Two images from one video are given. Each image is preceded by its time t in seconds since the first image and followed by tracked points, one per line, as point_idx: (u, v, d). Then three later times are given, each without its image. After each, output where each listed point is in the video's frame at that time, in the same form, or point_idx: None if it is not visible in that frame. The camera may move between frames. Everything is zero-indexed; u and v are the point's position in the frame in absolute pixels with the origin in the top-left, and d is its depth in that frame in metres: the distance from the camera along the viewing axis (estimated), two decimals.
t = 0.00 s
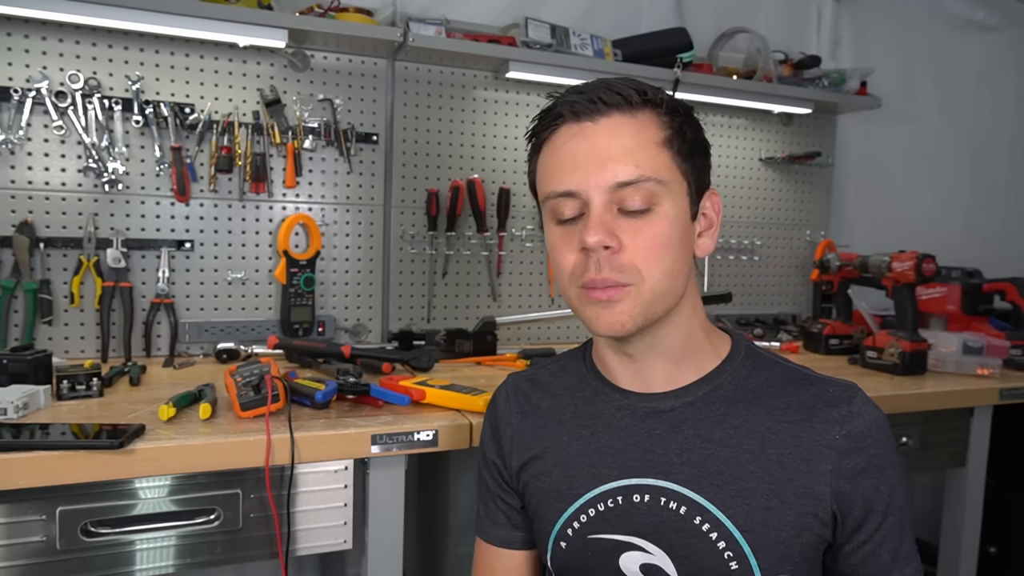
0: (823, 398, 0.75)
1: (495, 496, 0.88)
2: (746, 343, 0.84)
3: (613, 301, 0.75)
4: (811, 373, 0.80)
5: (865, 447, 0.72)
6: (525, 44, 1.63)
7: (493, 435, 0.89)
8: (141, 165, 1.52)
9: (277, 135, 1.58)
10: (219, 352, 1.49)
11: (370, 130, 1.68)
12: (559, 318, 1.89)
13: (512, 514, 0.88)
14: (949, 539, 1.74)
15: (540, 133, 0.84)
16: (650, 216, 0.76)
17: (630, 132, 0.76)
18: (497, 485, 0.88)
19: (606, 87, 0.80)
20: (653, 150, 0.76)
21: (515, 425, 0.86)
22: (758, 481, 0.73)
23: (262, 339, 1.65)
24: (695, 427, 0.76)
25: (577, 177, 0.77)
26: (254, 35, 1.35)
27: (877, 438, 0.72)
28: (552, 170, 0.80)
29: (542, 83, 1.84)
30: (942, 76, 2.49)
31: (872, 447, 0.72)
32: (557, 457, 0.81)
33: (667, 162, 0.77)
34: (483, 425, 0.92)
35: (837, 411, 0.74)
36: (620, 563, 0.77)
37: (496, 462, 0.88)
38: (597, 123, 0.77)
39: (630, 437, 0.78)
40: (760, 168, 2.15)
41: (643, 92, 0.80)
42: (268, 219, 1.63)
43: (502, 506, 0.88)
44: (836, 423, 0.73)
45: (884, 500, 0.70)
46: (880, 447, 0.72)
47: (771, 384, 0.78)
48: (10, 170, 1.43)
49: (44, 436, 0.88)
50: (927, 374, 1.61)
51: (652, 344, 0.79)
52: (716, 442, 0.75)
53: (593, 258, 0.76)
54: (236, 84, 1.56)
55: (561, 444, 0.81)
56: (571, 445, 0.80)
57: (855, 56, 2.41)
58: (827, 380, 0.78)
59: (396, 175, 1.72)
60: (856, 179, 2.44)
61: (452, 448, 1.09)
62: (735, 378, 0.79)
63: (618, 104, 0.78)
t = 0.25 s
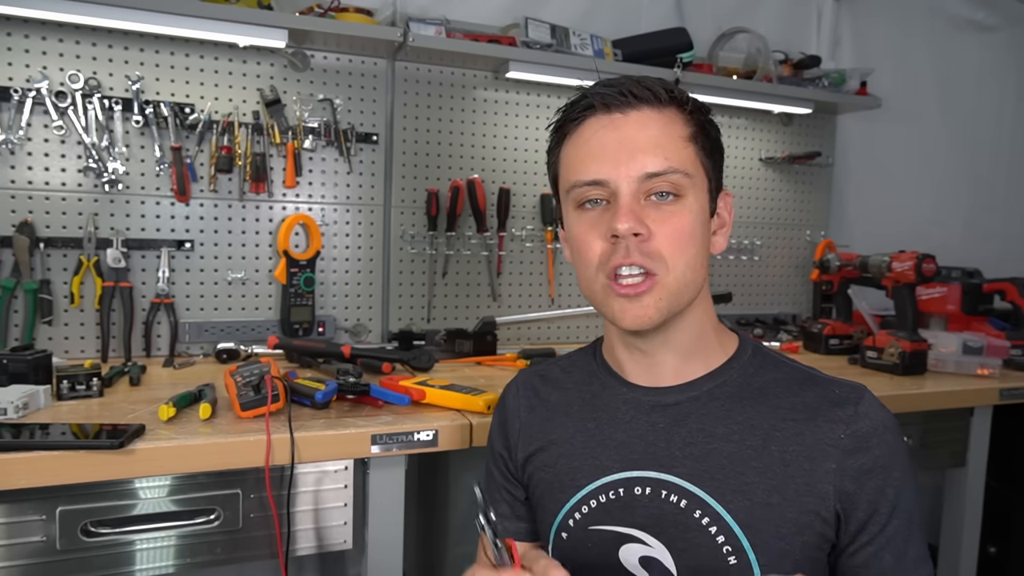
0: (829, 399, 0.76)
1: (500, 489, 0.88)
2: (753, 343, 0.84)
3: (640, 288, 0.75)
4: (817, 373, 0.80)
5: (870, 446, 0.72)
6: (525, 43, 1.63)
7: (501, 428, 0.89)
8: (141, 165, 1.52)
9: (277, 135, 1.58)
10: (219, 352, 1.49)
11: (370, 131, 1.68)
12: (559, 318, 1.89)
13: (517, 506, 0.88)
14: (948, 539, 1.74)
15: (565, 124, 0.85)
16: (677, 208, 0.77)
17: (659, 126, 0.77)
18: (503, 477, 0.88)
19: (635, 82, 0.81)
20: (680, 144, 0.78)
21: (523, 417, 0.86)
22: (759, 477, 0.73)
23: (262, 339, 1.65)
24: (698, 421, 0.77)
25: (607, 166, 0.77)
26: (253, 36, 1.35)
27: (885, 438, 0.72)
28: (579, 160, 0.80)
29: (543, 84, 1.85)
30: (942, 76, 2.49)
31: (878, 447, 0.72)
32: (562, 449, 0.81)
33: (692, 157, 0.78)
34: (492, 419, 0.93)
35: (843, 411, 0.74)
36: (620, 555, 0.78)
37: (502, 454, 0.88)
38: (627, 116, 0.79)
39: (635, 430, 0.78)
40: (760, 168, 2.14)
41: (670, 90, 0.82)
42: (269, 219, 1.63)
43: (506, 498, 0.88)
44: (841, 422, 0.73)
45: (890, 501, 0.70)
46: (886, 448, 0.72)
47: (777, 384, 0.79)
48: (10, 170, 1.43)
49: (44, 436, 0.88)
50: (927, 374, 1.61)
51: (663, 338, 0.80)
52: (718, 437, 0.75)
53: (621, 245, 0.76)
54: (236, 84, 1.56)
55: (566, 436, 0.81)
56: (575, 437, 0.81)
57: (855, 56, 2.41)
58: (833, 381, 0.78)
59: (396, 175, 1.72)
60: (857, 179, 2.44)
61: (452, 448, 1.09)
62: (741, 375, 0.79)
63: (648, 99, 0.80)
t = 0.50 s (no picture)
0: (842, 407, 0.74)
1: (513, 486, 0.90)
2: (768, 347, 0.82)
3: (644, 297, 0.74)
4: (834, 382, 0.78)
5: (884, 458, 0.70)
6: (525, 43, 1.63)
7: (517, 426, 0.92)
8: (141, 165, 1.52)
9: (277, 135, 1.58)
10: (218, 352, 1.49)
11: (370, 130, 1.68)
12: (559, 318, 1.89)
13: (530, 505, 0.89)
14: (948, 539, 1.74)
15: (568, 128, 0.83)
16: (683, 214, 0.75)
17: (665, 130, 0.75)
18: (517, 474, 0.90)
19: (639, 84, 0.79)
20: (686, 148, 0.75)
21: (537, 416, 0.88)
22: (764, 485, 0.71)
23: (262, 339, 1.65)
24: (704, 426, 0.75)
25: (611, 172, 0.75)
26: (254, 35, 1.35)
27: (900, 450, 0.70)
28: (583, 165, 0.78)
29: (543, 84, 1.85)
30: (942, 76, 2.49)
31: (892, 459, 0.69)
32: (570, 449, 0.82)
33: (699, 161, 0.76)
34: (509, 419, 0.95)
35: (857, 421, 0.72)
36: (622, 557, 0.78)
37: (517, 452, 0.90)
38: (631, 120, 0.77)
39: (641, 432, 0.78)
40: (760, 168, 2.14)
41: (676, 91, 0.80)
42: (268, 219, 1.63)
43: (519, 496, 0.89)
44: (854, 431, 0.71)
45: (902, 514, 0.68)
46: (901, 460, 0.69)
47: (789, 391, 0.77)
48: (10, 170, 1.43)
49: (44, 436, 0.88)
50: (927, 374, 1.61)
51: (672, 342, 0.78)
52: (725, 443, 0.74)
53: (626, 254, 0.74)
54: (236, 84, 1.56)
55: (576, 436, 0.82)
56: (585, 437, 0.81)
57: (855, 56, 2.41)
58: (848, 390, 0.76)
59: (396, 175, 1.72)
60: (856, 179, 2.44)
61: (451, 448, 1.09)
62: (752, 380, 0.78)
63: (653, 102, 0.77)
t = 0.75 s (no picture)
0: (856, 418, 0.71)
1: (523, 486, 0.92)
2: (781, 352, 0.80)
3: (637, 306, 0.73)
4: (850, 390, 0.75)
5: (898, 472, 0.67)
6: (525, 43, 1.63)
7: (528, 427, 0.93)
8: (141, 165, 1.52)
9: (277, 135, 1.58)
10: (219, 352, 1.49)
11: (370, 131, 1.68)
12: (559, 318, 1.89)
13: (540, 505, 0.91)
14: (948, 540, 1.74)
15: (561, 136, 0.82)
16: (675, 220, 0.73)
17: (654, 134, 0.74)
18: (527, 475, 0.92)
19: (628, 87, 0.78)
20: (677, 151, 0.74)
21: (547, 418, 0.90)
22: (768, 497, 0.69)
23: (262, 339, 1.65)
24: (709, 434, 0.74)
25: (599, 180, 0.74)
26: (254, 35, 1.35)
27: (916, 465, 0.67)
28: (573, 174, 0.78)
29: (543, 84, 1.85)
30: (941, 76, 2.49)
31: (907, 474, 0.67)
32: (577, 452, 0.83)
33: (692, 164, 0.74)
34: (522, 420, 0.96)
35: (871, 432, 0.69)
36: (625, 563, 0.78)
37: (527, 453, 0.92)
38: (619, 126, 0.75)
39: (646, 439, 0.78)
40: (760, 168, 2.14)
41: (666, 91, 0.78)
42: (268, 219, 1.63)
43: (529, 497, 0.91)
44: (867, 443, 0.69)
45: (916, 532, 0.65)
46: (917, 475, 0.67)
47: (801, 399, 0.74)
48: (10, 170, 1.43)
49: (44, 436, 0.88)
50: (928, 374, 1.61)
51: (676, 349, 0.77)
52: (729, 453, 0.73)
53: (616, 265, 0.73)
54: (236, 84, 1.56)
55: (583, 439, 0.83)
56: (591, 441, 0.82)
57: (855, 56, 2.41)
58: (863, 398, 0.74)
59: (396, 175, 1.72)
60: (856, 179, 2.44)
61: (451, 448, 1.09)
62: (762, 388, 0.76)
63: (641, 105, 0.76)
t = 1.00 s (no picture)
0: (862, 429, 0.70)
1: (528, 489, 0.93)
2: (785, 358, 0.79)
3: (623, 316, 0.72)
4: (857, 398, 0.73)
5: (904, 487, 0.66)
6: (525, 44, 1.63)
7: (534, 430, 0.94)
8: (141, 165, 1.52)
9: (277, 135, 1.58)
10: (218, 352, 1.49)
11: (370, 130, 1.68)
12: (559, 318, 1.89)
13: (543, 509, 0.91)
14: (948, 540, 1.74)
15: (552, 141, 0.82)
16: (663, 227, 0.72)
17: (640, 138, 0.73)
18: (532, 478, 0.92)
19: (615, 89, 0.78)
20: (664, 155, 0.73)
21: (552, 421, 0.90)
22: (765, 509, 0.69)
23: (262, 339, 1.65)
24: (707, 443, 0.74)
25: (584, 186, 0.74)
26: (254, 36, 1.35)
27: (924, 479, 0.66)
28: (561, 179, 0.77)
29: (543, 83, 1.85)
30: (941, 76, 2.49)
31: (913, 489, 0.66)
32: (579, 457, 0.83)
33: (680, 168, 0.73)
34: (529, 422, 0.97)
35: (876, 445, 0.68)
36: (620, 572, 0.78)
37: (533, 455, 0.92)
38: (606, 129, 0.75)
39: (645, 446, 0.78)
40: (760, 168, 2.14)
41: (655, 92, 0.78)
42: (269, 219, 1.63)
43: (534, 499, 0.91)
44: (871, 456, 0.68)
45: (922, 551, 0.64)
46: (924, 490, 0.65)
47: (804, 409, 0.73)
48: (10, 170, 1.43)
49: (44, 436, 0.88)
50: (928, 374, 1.61)
51: (673, 358, 0.77)
52: (727, 464, 0.72)
53: (601, 273, 0.72)
54: (236, 84, 1.56)
55: (584, 443, 0.83)
56: (592, 446, 0.82)
57: (855, 56, 2.41)
58: (870, 407, 0.72)
59: (396, 175, 1.72)
60: (856, 179, 2.44)
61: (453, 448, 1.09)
62: (763, 397, 0.75)
63: (628, 107, 0.75)
